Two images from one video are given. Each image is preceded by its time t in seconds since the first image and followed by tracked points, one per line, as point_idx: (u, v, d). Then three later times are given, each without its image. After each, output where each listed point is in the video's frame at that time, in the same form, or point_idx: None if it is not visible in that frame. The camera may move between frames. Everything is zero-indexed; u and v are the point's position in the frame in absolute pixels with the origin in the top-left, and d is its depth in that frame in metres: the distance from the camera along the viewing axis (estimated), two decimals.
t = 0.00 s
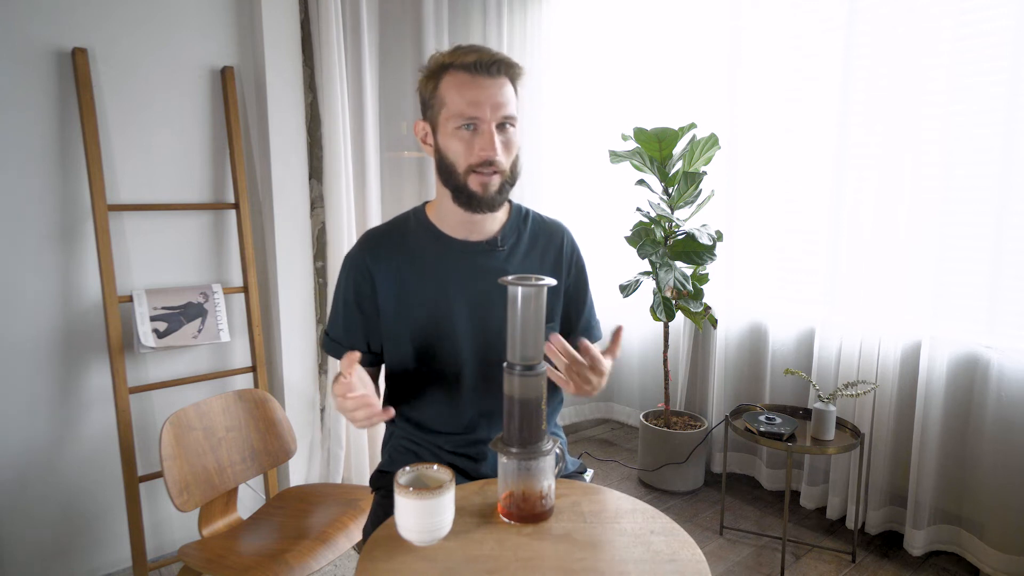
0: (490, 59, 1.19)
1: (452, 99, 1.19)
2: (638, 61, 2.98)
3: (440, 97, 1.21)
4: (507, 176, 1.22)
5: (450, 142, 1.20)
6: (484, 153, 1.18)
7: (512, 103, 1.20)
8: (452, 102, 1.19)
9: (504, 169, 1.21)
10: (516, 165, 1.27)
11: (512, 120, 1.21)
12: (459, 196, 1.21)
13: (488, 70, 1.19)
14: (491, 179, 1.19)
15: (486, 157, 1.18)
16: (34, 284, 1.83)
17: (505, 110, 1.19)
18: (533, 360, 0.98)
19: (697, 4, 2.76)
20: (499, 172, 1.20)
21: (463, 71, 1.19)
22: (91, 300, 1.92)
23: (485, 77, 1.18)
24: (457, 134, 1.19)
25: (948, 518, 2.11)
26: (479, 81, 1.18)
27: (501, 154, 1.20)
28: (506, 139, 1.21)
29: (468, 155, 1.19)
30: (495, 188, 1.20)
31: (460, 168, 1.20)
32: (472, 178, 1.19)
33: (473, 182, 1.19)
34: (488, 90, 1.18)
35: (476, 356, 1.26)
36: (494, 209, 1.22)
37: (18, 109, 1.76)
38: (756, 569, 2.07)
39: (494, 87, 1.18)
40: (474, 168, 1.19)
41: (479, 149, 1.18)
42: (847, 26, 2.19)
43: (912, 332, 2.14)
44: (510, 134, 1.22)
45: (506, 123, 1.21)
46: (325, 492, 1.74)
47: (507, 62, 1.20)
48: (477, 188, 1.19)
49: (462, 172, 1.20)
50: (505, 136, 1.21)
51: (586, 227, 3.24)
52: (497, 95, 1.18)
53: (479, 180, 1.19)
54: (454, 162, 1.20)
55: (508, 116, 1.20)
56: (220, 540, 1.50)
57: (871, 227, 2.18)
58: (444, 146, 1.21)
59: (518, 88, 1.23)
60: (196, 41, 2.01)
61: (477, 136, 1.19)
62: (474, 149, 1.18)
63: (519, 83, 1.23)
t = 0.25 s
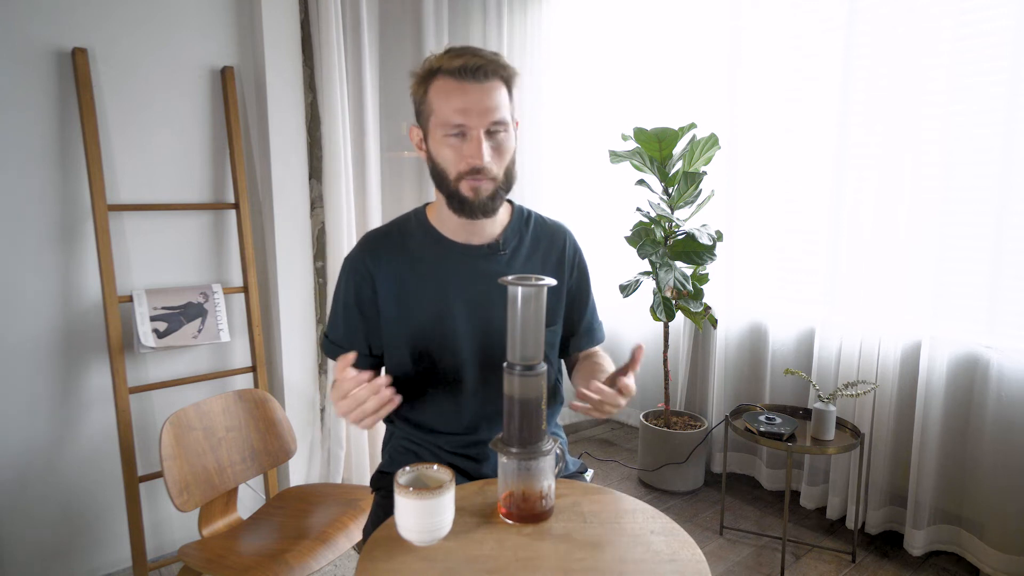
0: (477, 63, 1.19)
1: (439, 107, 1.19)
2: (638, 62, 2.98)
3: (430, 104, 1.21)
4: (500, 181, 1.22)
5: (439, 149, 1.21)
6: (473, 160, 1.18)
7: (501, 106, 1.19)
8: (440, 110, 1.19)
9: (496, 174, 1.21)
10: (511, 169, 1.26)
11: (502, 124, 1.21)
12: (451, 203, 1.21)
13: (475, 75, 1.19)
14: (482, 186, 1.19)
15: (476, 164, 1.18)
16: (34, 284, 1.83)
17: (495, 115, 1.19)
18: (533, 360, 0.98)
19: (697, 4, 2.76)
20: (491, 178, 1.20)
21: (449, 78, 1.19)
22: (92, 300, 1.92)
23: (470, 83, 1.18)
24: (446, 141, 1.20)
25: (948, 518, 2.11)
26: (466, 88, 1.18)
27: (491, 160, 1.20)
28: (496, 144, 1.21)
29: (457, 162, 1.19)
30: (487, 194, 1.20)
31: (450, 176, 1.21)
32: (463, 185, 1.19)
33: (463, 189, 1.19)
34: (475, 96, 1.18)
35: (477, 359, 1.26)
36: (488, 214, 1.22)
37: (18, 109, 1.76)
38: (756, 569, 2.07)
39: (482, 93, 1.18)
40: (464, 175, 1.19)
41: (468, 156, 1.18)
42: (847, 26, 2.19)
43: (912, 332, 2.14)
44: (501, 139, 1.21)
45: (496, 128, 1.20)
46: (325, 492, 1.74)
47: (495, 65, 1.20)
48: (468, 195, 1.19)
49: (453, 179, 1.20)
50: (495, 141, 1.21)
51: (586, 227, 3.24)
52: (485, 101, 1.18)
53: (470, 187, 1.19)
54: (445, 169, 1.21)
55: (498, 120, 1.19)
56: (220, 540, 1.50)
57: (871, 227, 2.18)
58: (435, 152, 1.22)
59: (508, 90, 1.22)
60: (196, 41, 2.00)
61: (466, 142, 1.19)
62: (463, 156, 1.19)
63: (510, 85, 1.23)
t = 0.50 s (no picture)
0: (463, 65, 1.18)
1: (429, 112, 1.21)
2: (639, 62, 2.98)
3: (421, 109, 1.23)
4: (495, 181, 1.22)
5: (433, 152, 1.22)
6: (462, 163, 1.19)
7: (490, 107, 1.19)
8: (429, 115, 1.21)
9: (490, 175, 1.21)
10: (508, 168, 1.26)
11: (492, 124, 1.20)
12: (447, 206, 1.23)
13: (460, 77, 1.18)
14: (475, 187, 1.20)
15: (467, 166, 1.19)
16: (34, 284, 1.83)
17: (483, 116, 1.19)
18: (533, 360, 0.98)
19: (697, 4, 2.76)
20: (484, 179, 1.20)
21: (436, 82, 1.20)
22: (91, 300, 1.92)
23: (456, 86, 1.18)
24: (437, 145, 1.21)
25: (948, 518, 2.11)
26: (452, 91, 1.18)
27: (483, 161, 1.20)
28: (487, 145, 1.20)
29: (449, 166, 1.20)
30: (482, 196, 1.20)
31: (444, 179, 1.22)
32: (456, 188, 1.20)
33: (457, 191, 1.20)
34: (461, 99, 1.18)
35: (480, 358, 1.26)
36: (485, 216, 1.22)
37: (18, 109, 1.76)
38: (756, 569, 2.07)
39: (469, 95, 1.18)
40: (457, 177, 1.20)
41: (459, 159, 1.19)
42: (847, 26, 2.19)
43: (912, 332, 2.14)
44: (492, 139, 1.21)
45: (486, 129, 1.20)
46: (325, 492, 1.74)
47: (480, 66, 1.19)
48: (462, 197, 1.20)
49: (447, 182, 1.21)
50: (484, 143, 1.20)
51: (585, 227, 3.24)
52: (471, 103, 1.18)
53: (463, 189, 1.20)
54: (439, 172, 1.22)
55: (487, 121, 1.19)
56: (220, 540, 1.50)
57: (871, 227, 2.18)
58: (429, 156, 1.24)
59: (495, 88, 1.21)
60: (196, 41, 2.00)
61: (456, 145, 1.20)
62: (454, 159, 1.20)
63: (500, 84, 1.21)
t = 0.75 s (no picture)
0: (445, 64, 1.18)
1: (418, 114, 1.21)
2: (639, 61, 2.98)
3: (412, 110, 1.24)
4: (487, 176, 1.20)
5: (427, 152, 1.23)
6: (452, 160, 1.19)
7: (475, 104, 1.18)
8: (418, 117, 1.21)
9: (482, 170, 1.20)
10: (503, 161, 1.24)
11: (479, 120, 1.19)
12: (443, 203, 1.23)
13: (443, 77, 1.18)
14: (468, 183, 1.19)
15: (456, 163, 1.18)
16: (34, 284, 1.83)
17: (468, 113, 1.18)
18: (533, 360, 0.98)
19: (697, 4, 2.76)
20: (476, 175, 1.19)
21: (421, 83, 1.20)
22: (92, 300, 1.92)
23: (439, 85, 1.18)
24: (429, 144, 1.21)
25: (948, 518, 2.11)
26: (436, 91, 1.18)
27: (472, 157, 1.19)
28: (475, 141, 1.19)
29: (440, 164, 1.20)
30: (475, 191, 1.20)
31: (438, 178, 1.22)
32: (449, 185, 1.20)
33: (451, 188, 1.20)
34: (445, 97, 1.17)
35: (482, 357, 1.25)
36: (481, 209, 1.22)
37: (18, 109, 1.76)
38: (756, 569, 2.07)
39: (452, 93, 1.17)
40: (449, 174, 1.20)
41: (448, 157, 1.19)
42: (847, 26, 2.19)
43: (912, 332, 2.14)
44: (479, 135, 1.19)
45: (472, 125, 1.19)
46: (325, 492, 1.74)
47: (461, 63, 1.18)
48: (456, 194, 1.20)
49: (441, 180, 1.22)
50: (472, 138, 1.19)
51: (585, 227, 3.24)
52: (455, 101, 1.17)
53: (456, 186, 1.20)
54: (433, 171, 1.23)
55: (472, 117, 1.18)
56: (220, 540, 1.50)
57: (871, 227, 2.18)
58: (424, 156, 1.24)
59: (477, 83, 1.19)
60: (196, 41, 2.00)
61: (445, 143, 1.19)
62: (444, 158, 1.20)
63: (486, 80, 1.20)
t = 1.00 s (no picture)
0: (453, 61, 1.19)
1: (424, 110, 1.24)
2: (639, 61, 2.98)
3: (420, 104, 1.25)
4: (488, 174, 1.21)
5: (430, 146, 1.24)
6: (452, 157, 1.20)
7: (480, 101, 1.19)
8: (424, 113, 1.24)
9: (482, 167, 1.21)
10: (504, 161, 1.24)
11: (483, 118, 1.20)
12: (444, 197, 1.24)
13: (450, 73, 1.19)
14: (467, 179, 1.20)
15: (457, 159, 1.20)
16: (34, 284, 1.83)
17: (472, 110, 1.19)
18: (533, 360, 0.98)
19: (697, 4, 2.76)
20: (476, 171, 1.20)
21: (428, 79, 1.22)
22: (92, 300, 1.92)
23: (445, 81, 1.19)
24: (432, 138, 1.23)
25: (948, 518, 2.11)
26: (442, 86, 1.19)
27: (473, 153, 1.20)
28: (478, 138, 1.20)
29: (442, 160, 1.22)
30: (474, 188, 1.20)
31: (439, 174, 1.24)
32: (448, 181, 1.22)
33: (450, 183, 1.21)
34: (451, 93, 1.19)
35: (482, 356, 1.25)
36: (478, 208, 1.22)
37: (18, 109, 1.76)
38: (756, 569, 2.07)
39: (458, 89, 1.18)
40: (450, 169, 1.21)
41: (450, 152, 1.20)
42: (847, 26, 2.19)
43: (912, 332, 2.14)
44: (482, 132, 1.20)
45: (476, 122, 1.20)
46: (325, 492, 1.74)
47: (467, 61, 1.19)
48: (455, 188, 1.21)
49: (442, 174, 1.23)
50: (474, 136, 1.20)
51: (586, 227, 3.24)
52: (459, 96, 1.18)
53: (456, 181, 1.21)
54: (436, 165, 1.24)
55: (476, 114, 1.19)
56: (220, 540, 1.50)
57: (871, 227, 2.18)
58: (428, 150, 1.26)
59: (483, 81, 1.20)
60: (195, 41, 2.00)
61: (448, 138, 1.21)
62: (446, 153, 1.22)
63: (492, 79, 1.21)
